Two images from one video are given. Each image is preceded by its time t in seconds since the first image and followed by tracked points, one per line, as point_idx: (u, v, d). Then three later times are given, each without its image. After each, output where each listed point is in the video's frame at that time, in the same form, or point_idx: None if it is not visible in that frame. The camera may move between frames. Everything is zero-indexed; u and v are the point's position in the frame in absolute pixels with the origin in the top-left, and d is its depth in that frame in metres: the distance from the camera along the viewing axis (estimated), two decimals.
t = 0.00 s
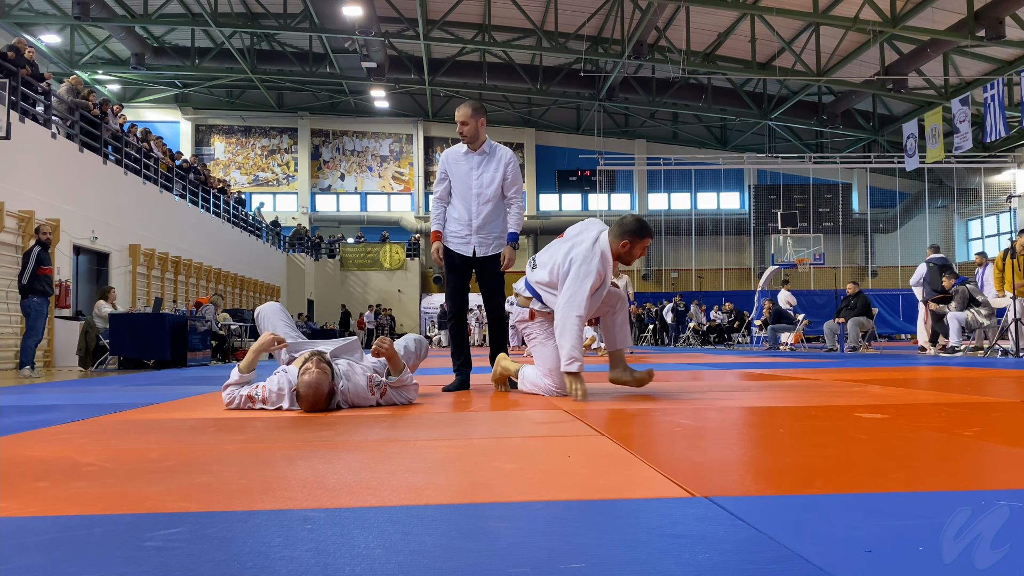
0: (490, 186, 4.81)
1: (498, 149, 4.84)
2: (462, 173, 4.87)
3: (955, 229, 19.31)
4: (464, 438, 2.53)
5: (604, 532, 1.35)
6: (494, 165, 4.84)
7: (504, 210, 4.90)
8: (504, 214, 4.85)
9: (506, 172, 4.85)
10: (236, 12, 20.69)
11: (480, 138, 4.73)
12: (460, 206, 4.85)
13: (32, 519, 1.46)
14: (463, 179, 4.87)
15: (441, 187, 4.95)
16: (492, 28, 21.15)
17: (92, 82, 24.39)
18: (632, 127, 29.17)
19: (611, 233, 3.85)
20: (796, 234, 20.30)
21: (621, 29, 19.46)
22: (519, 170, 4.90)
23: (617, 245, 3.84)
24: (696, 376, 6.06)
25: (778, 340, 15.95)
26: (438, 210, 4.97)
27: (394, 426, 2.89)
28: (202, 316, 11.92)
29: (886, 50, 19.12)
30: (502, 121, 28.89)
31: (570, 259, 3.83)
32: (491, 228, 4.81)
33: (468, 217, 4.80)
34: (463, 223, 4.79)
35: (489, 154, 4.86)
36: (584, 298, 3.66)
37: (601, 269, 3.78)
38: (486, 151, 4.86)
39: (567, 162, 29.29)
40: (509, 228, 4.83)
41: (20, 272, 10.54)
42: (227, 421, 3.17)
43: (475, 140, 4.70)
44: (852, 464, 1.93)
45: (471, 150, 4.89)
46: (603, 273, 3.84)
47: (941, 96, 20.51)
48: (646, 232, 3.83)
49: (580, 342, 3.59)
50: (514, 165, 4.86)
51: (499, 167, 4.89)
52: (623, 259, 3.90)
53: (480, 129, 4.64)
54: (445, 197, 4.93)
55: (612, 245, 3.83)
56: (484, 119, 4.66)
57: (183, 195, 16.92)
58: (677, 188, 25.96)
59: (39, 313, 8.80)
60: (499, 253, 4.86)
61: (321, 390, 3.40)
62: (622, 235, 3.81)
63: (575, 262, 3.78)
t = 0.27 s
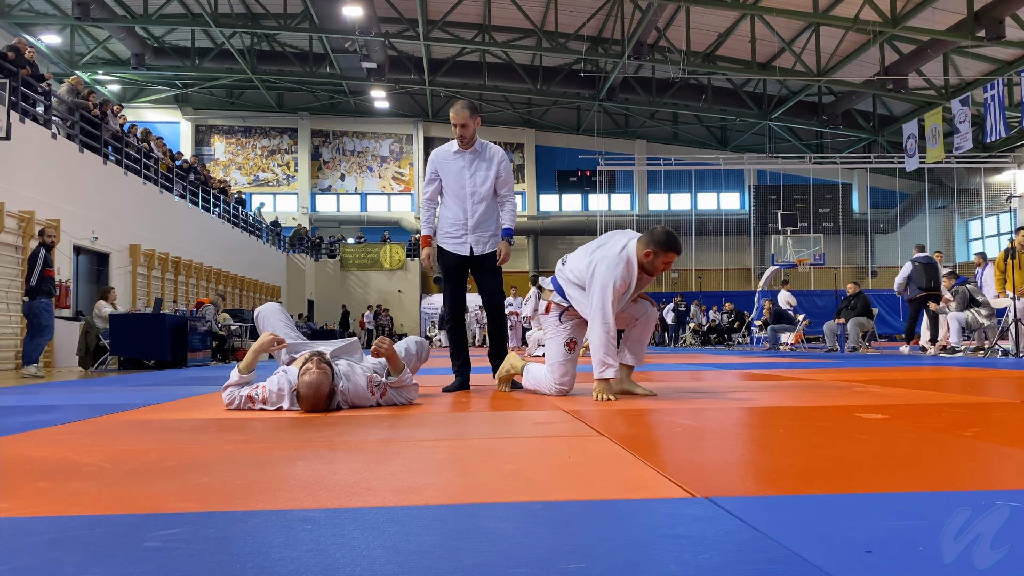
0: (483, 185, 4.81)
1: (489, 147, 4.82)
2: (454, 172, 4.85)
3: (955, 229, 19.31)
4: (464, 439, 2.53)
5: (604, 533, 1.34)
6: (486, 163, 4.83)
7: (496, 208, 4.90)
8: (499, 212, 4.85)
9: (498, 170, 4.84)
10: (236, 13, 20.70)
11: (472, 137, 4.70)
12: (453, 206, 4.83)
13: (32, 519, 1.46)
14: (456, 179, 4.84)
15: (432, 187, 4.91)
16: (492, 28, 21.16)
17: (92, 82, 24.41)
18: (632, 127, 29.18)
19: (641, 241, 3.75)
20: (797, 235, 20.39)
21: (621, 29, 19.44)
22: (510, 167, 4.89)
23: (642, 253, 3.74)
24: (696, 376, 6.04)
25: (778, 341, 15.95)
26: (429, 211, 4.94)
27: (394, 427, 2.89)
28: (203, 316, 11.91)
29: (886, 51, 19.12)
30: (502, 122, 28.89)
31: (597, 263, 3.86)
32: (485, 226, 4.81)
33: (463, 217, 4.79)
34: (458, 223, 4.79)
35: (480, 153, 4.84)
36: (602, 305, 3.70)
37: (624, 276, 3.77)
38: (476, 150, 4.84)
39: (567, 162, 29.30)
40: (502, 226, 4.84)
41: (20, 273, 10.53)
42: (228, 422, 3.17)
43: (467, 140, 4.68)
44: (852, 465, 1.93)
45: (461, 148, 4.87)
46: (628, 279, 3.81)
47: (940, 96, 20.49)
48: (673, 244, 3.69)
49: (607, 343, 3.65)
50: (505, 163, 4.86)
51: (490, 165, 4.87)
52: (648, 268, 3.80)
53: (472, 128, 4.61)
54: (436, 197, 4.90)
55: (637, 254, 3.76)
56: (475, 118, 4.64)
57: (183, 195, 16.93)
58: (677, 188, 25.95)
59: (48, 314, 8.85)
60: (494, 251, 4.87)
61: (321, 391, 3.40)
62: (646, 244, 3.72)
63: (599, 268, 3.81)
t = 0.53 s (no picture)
0: (484, 185, 4.81)
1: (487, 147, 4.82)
2: (453, 172, 4.82)
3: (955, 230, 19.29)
4: (465, 439, 2.53)
5: (603, 533, 1.34)
6: (486, 164, 4.84)
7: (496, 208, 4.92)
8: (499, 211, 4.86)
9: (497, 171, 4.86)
10: (237, 13, 20.71)
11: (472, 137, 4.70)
12: (455, 207, 4.81)
13: (33, 519, 1.46)
14: (455, 179, 4.82)
15: (431, 188, 4.87)
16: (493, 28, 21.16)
17: (92, 82, 24.42)
18: (632, 127, 29.19)
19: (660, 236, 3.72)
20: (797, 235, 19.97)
21: (621, 29, 19.43)
22: (507, 167, 4.91)
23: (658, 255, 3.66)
24: (697, 377, 6.04)
25: (779, 341, 15.95)
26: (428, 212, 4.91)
27: (395, 428, 2.89)
28: (203, 317, 11.91)
29: (886, 51, 19.12)
30: (502, 122, 28.90)
31: (613, 252, 3.86)
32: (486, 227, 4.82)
33: (465, 218, 4.78)
34: (461, 224, 4.77)
35: (479, 152, 4.83)
36: (611, 294, 3.71)
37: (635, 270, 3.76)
38: (475, 150, 4.83)
39: (567, 163, 29.31)
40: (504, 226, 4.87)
41: (20, 274, 10.50)
42: (228, 422, 3.17)
43: (467, 140, 4.68)
44: (854, 465, 1.93)
45: (460, 149, 4.85)
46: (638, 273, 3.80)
47: (941, 96, 20.49)
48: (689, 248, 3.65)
49: (613, 337, 3.60)
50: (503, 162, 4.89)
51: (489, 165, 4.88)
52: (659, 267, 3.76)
53: (472, 129, 4.62)
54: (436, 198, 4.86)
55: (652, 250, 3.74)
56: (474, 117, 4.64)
57: (183, 196, 16.93)
58: (677, 188, 25.95)
59: (55, 314, 8.93)
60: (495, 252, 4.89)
61: (323, 392, 3.40)
62: (660, 241, 3.69)
63: (613, 258, 3.81)
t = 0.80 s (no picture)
0: (489, 189, 4.80)
1: (492, 149, 4.82)
2: (458, 174, 4.82)
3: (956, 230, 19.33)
4: (465, 439, 2.52)
5: (603, 534, 1.34)
6: (491, 167, 4.83)
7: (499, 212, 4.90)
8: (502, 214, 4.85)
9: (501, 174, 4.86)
10: (237, 13, 20.73)
11: (477, 140, 4.71)
12: (458, 209, 4.80)
13: (34, 520, 1.46)
14: (459, 180, 4.81)
15: (434, 189, 4.85)
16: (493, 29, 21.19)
17: (93, 82, 24.45)
18: (633, 127, 29.22)
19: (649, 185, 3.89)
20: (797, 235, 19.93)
21: (622, 30, 19.43)
22: (512, 171, 4.91)
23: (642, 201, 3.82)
24: (697, 377, 6.04)
25: (779, 342, 15.96)
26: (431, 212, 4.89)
27: (395, 428, 2.89)
28: (203, 317, 11.90)
29: (886, 52, 19.12)
30: (503, 122, 28.91)
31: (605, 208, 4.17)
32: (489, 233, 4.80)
33: (467, 221, 4.77)
34: (463, 226, 4.76)
35: (484, 154, 4.83)
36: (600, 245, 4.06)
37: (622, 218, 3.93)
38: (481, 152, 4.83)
39: (567, 163, 29.33)
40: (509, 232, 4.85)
41: (20, 274, 10.50)
42: (228, 423, 3.17)
43: (472, 143, 4.69)
44: (855, 465, 1.93)
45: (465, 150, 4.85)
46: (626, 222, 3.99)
47: (941, 97, 20.49)
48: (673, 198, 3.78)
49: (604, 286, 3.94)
50: (509, 166, 4.88)
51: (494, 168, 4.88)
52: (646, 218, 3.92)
53: (478, 132, 4.63)
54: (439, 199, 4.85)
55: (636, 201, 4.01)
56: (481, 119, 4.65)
57: (183, 196, 16.95)
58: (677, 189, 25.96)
59: (67, 317, 9.00)
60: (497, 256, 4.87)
61: (334, 377, 3.50)
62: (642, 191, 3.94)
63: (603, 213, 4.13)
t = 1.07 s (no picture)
0: (479, 191, 4.73)
1: (479, 152, 4.73)
2: (445, 179, 4.75)
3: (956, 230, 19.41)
4: (464, 440, 2.52)
5: (602, 534, 1.34)
6: (479, 169, 4.75)
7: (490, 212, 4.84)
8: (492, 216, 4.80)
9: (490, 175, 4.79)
10: (238, 14, 20.74)
11: (463, 143, 4.63)
12: (448, 214, 4.75)
13: (35, 519, 1.46)
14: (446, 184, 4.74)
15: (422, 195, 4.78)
16: (493, 29, 21.21)
17: (92, 82, 24.45)
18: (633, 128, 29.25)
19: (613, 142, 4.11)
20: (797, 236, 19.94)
21: (622, 30, 19.44)
22: (500, 169, 4.84)
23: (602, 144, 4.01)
24: (697, 378, 6.03)
25: (779, 342, 15.97)
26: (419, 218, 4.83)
27: (395, 428, 2.89)
28: (203, 317, 11.90)
29: (886, 52, 19.13)
30: (503, 122, 28.94)
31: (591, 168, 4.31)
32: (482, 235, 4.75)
33: (458, 225, 4.72)
34: (455, 231, 4.71)
35: (471, 157, 4.74)
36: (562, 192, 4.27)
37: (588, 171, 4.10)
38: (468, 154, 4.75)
39: (568, 163, 29.34)
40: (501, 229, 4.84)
41: (20, 274, 10.48)
42: (228, 422, 3.15)
43: (456, 148, 4.63)
44: (856, 466, 1.93)
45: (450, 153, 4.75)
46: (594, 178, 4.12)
47: (941, 97, 20.49)
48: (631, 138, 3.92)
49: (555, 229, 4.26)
50: (497, 165, 4.81)
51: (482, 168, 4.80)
52: (612, 168, 4.03)
53: (463, 136, 4.56)
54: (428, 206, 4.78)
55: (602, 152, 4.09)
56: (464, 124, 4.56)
57: (184, 196, 16.95)
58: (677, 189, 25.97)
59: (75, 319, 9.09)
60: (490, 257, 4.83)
61: (336, 365, 3.48)
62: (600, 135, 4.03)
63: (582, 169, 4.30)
